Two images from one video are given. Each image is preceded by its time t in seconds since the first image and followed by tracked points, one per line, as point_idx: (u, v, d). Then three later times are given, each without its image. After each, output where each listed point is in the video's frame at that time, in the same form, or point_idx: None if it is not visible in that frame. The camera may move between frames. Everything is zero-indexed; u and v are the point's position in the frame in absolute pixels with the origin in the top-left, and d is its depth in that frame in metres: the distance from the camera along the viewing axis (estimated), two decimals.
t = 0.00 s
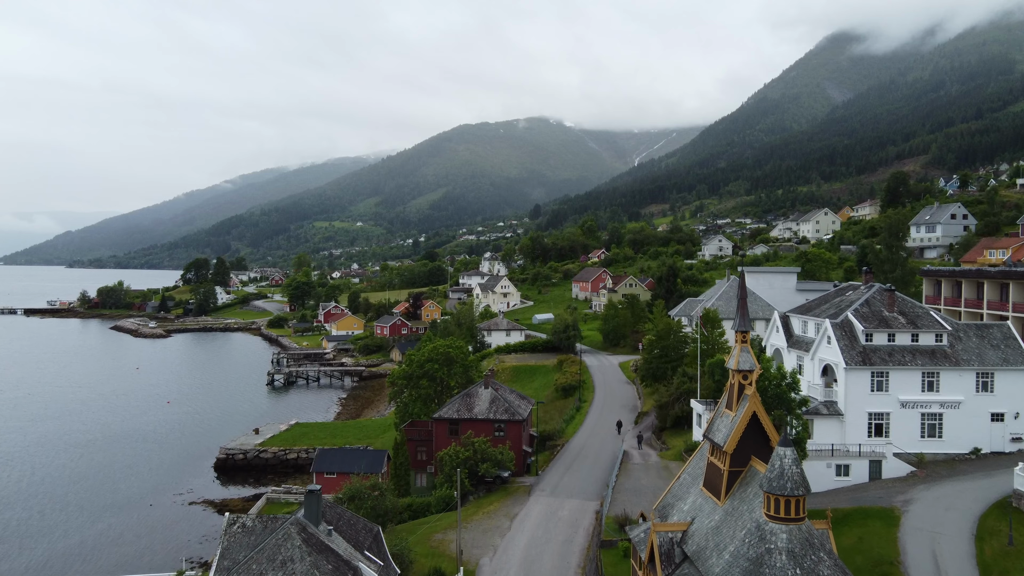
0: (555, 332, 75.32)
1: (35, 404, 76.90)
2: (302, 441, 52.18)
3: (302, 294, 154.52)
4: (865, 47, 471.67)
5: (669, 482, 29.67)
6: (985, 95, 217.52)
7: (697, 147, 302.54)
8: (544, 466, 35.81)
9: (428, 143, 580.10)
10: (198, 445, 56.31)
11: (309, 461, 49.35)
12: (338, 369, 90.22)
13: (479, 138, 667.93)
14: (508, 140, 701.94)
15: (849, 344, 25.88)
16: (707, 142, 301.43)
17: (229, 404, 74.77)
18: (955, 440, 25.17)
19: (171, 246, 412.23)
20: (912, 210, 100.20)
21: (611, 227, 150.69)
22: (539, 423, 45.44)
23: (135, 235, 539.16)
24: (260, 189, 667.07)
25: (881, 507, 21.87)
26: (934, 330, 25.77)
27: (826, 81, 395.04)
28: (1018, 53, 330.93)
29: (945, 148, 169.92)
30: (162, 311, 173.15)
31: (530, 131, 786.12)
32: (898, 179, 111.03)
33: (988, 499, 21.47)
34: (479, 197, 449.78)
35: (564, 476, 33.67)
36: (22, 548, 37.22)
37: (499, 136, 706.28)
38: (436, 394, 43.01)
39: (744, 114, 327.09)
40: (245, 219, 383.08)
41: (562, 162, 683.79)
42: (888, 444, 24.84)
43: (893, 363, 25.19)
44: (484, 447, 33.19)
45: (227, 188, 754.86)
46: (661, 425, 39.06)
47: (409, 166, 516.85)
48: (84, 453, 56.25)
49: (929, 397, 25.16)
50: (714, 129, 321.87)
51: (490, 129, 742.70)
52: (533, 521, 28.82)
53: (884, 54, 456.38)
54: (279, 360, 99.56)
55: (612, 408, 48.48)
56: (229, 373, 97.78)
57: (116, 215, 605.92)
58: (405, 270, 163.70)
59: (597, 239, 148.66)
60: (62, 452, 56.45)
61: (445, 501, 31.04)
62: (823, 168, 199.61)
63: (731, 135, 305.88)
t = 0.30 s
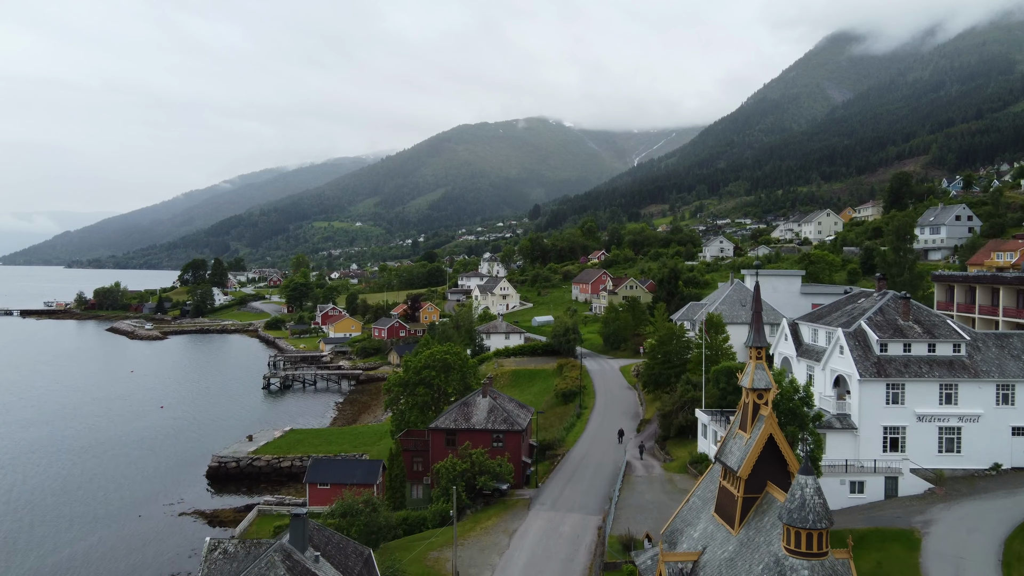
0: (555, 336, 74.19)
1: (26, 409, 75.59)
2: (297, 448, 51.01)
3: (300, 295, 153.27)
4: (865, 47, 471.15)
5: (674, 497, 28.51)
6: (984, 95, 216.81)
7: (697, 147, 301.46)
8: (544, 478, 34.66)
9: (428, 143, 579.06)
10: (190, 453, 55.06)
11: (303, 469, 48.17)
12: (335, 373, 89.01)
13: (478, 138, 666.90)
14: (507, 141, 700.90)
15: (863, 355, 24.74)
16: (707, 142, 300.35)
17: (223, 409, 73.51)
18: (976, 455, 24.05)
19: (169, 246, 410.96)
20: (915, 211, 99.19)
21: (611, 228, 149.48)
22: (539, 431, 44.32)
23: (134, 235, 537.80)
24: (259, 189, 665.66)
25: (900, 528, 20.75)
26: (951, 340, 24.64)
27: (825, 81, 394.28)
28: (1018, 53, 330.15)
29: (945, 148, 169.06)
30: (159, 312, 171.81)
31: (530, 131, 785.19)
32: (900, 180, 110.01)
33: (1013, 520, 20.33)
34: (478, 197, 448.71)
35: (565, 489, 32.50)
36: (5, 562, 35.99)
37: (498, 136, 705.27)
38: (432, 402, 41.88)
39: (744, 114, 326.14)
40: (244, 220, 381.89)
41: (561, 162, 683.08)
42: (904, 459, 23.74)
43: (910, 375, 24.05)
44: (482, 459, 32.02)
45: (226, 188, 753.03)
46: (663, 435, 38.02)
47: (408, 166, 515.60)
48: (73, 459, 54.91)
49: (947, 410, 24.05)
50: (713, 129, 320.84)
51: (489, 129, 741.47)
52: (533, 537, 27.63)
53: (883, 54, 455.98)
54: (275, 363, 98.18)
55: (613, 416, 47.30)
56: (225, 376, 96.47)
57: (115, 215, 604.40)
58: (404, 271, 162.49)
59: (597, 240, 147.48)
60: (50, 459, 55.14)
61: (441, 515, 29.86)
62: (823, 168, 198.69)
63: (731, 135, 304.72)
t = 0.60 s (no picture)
0: (555, 339, 73.10)
1: (18, 414, 74.44)
2: (291, 456, 49.90)
3: (298, 297, 152.00)
4: (865, 47, 470.32)
5: (678, 512, 27.28)
6: (984, 95, 215.93)
7: (697, 147, 300.33)
8: (544, 490, 33.51)
9: (428, 143, 578.03)
10: (182, 460, 53.87)
11: (297, 478, 47.07)
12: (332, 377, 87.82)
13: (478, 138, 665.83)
14: (506, 141, 699.86)
15: (879, 367, 23.59)
16: (707, 142, 299.35)
17: (218, 413, 72.34)
18: (997, 472, 22.95)
19: (168, 246, 409.74)
20: (918, 212, 98.01)
21: (612, 229, 148.17)
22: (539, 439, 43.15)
23: (134, 235, 536.74)
24: (259, 189, 664.52)
25: (921, 553, 19.58)
26: (972, 350, 23.49)
27: (825, 81, 393.31)
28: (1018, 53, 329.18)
29: (945, 148, 168.17)
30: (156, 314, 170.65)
31: (530, 131, 784.09)
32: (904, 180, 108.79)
33: None
34: (477, 197, 447.59)
35: (566, 503, 31.33)
36: None
37: (497, 136, 704.44)
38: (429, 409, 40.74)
39: (744, 113, 325.09)
40: (243, 220, 380.77)
41: (561, 162, 682.14)
42: (924, 476, 22.57)
43: (928, 388, 22.91)
44: (480, 471, 30.87)
45: (226, 189, 751.85)
46: (667, 444, 36.90)
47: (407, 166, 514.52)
48: (62, 467, 53.66)
49: (968, 424, 22.93)
50: (713, 129, 319.79)
51: (489, 129, 740.32)
52: (533, 554, 26.44)
53: (883, 54, 455.13)
54: (272, 366, 97.04)
55: (614, 423, 46.11)
56: (221, 379, 95.31)
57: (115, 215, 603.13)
58: (402, 272, 161.20)
59: (597, 241, 146.14)
60: (39, 466, 53.87)
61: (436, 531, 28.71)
62: (824, 168, 197.58)
63: (731, 135, 303.57)
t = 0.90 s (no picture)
0: (555, 342, 72.04)
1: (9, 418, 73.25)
2: (284, 464, 48.71)
3: (296, 298, 150.88)
4: (864, 47, 469.62)
5: (684, 529, 26.15)
6: (985, 95, 215.11)
7: (697, 147, 299.40)
8: (544, 503, 32.38)
9: (427, 143, 577.09)
10: (174, 469, 52.70)
11: (290, 487, 46.00)
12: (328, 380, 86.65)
13: (478, 138, 665.03)
14: (506, 141, 699.10)
15: (895, 379, 22.49)
16: (707, 142, 298.51)
17: (212, 418, 71.20)
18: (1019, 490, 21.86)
19: (167, 246, 408.78)
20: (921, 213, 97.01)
21: (612, 230, 146.95)
22: (538, 447, 42.00)
23: (133, 235, 535.57)
24: (259, 189, 663.37)
25: None
26: (994, 362, 22.37)
27: (825, 80, 392.46)
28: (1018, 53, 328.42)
29: (946, 149, 167.34)
30: (153, 316, 169.54)
31: (529, 131, 782.97)
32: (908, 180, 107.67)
33: None
34: (476, 196, 446.55)
35: (567, 518, 30.20)
36: None
37: (497, 136, 703.73)
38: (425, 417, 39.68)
39: (745, 113, 324.16)
40: (242, 220, 379.57)
41: (560, 162, 681.29)
42: (944, 495, 21.49)
43: (948, 403, 21.79)
44: (477, 485, 29.74)
45: (225, 189, 750.31)
46: (670, 455, 35.83)
47: (407, 166, 513.54)
48: (51, 474, 52.46)
49: (990, 440, 21.85)
50: (713, 129, 318.87)
51: (489, 129, 739.53)
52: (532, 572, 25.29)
53: (883, 54, 454.59)
54: (269, 369, 95.89)
55: (616, 431, 44.93)
56: (216, 382, 94.19)
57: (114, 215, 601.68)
58: (401, 273, 160.00)
59: (597, 241, 144.94)
60: (27, 474, 52.62)
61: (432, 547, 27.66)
62: (824, 168, 196.61)
63: (731, 135, 302.67)
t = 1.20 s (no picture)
0: (555, 346, 70.86)
1: None
2: (277, 471, 47.51)
3: (293, 299, 149.79)
4: (864, 47, 468.51)
5: (690, 549, 24.96)
6: (985, 95, 214.09)
7: (696, 147, 298.26)
8: (544, 517, 31.22)
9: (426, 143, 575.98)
10: (166, 477, 51.54)
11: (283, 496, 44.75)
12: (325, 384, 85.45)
13: (477, 138, 664.07)
14: (505, 141, 697.98)
15: (914, 392, 21.34)
16: (707, 142, 297.43)
17: (206, 423, 70.03)
18: None
19: (166, 246, 407.86)
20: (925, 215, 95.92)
21: (612, 231, 145.77)
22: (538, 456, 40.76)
23: (132, 235, 534.19)
24: (258, 189, 662.27)
25: None
26: (1018, 375, 21.27)
27: (825, 80, 391.46)
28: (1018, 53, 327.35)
29: (946, 148, 166.29)
30: (150, 317, 168.37)
31: (529, 130, 781.67)
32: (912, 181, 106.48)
33: None
34: (476, 196, 445.43)
35: (568, 533, 29.07)
36: None
37: (496, 136, 702.60)
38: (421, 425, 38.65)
39: (745, 113, 323.06)
40: (241, 220, 378.34)
41: (560, 162, 680.19)
42: (966, 515, 20.44)
43: (970, 418, 20.68)
44: (475, 499, 28.57)
45: (225, 189, 748.86)
46: (674, 465, 34.75)
47: (406, 165, 512.35)
48: (40, 483, 51.13)
49: (1014, 456, 20.77)
50: (713, 128, 317.69)
51: (488, 129, 738.32)
52: None
53: (882, 54, 453.50)
54: (265, 372, 94.68)
55: (618, 439, 43.70)
56: (212, 385, 93.04)
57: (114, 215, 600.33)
58: (399, 274, 158.82)
59: (597, 242, 143.70)
60: (17, 482, 51.33)
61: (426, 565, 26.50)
62: (824, 168, 195.43)
63: (731, 134, 301.50)
